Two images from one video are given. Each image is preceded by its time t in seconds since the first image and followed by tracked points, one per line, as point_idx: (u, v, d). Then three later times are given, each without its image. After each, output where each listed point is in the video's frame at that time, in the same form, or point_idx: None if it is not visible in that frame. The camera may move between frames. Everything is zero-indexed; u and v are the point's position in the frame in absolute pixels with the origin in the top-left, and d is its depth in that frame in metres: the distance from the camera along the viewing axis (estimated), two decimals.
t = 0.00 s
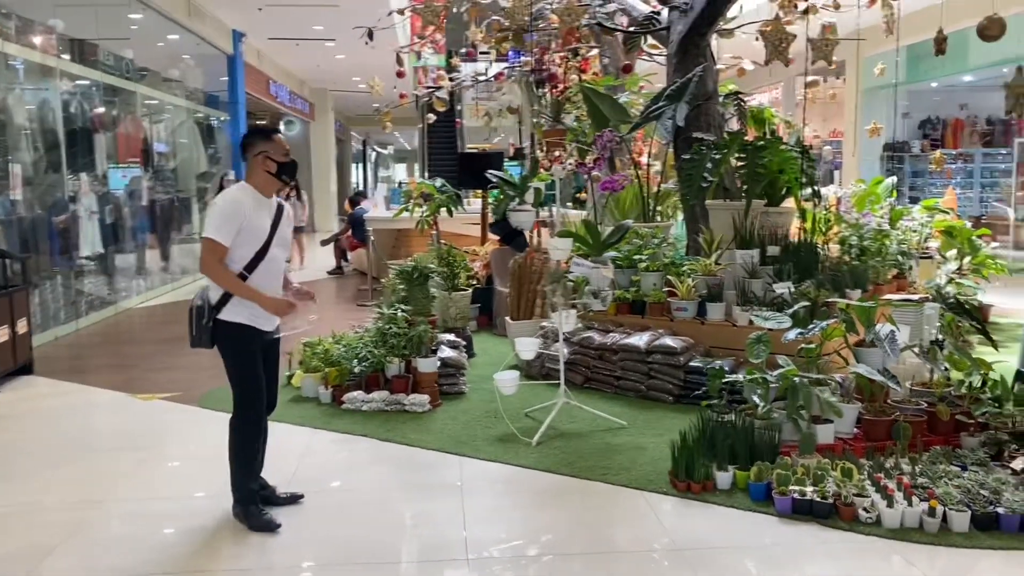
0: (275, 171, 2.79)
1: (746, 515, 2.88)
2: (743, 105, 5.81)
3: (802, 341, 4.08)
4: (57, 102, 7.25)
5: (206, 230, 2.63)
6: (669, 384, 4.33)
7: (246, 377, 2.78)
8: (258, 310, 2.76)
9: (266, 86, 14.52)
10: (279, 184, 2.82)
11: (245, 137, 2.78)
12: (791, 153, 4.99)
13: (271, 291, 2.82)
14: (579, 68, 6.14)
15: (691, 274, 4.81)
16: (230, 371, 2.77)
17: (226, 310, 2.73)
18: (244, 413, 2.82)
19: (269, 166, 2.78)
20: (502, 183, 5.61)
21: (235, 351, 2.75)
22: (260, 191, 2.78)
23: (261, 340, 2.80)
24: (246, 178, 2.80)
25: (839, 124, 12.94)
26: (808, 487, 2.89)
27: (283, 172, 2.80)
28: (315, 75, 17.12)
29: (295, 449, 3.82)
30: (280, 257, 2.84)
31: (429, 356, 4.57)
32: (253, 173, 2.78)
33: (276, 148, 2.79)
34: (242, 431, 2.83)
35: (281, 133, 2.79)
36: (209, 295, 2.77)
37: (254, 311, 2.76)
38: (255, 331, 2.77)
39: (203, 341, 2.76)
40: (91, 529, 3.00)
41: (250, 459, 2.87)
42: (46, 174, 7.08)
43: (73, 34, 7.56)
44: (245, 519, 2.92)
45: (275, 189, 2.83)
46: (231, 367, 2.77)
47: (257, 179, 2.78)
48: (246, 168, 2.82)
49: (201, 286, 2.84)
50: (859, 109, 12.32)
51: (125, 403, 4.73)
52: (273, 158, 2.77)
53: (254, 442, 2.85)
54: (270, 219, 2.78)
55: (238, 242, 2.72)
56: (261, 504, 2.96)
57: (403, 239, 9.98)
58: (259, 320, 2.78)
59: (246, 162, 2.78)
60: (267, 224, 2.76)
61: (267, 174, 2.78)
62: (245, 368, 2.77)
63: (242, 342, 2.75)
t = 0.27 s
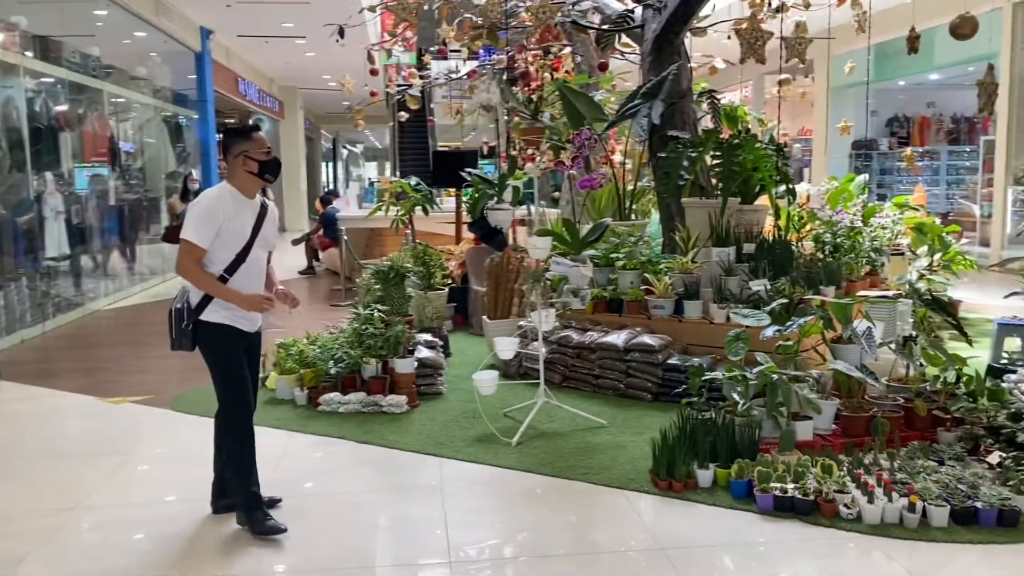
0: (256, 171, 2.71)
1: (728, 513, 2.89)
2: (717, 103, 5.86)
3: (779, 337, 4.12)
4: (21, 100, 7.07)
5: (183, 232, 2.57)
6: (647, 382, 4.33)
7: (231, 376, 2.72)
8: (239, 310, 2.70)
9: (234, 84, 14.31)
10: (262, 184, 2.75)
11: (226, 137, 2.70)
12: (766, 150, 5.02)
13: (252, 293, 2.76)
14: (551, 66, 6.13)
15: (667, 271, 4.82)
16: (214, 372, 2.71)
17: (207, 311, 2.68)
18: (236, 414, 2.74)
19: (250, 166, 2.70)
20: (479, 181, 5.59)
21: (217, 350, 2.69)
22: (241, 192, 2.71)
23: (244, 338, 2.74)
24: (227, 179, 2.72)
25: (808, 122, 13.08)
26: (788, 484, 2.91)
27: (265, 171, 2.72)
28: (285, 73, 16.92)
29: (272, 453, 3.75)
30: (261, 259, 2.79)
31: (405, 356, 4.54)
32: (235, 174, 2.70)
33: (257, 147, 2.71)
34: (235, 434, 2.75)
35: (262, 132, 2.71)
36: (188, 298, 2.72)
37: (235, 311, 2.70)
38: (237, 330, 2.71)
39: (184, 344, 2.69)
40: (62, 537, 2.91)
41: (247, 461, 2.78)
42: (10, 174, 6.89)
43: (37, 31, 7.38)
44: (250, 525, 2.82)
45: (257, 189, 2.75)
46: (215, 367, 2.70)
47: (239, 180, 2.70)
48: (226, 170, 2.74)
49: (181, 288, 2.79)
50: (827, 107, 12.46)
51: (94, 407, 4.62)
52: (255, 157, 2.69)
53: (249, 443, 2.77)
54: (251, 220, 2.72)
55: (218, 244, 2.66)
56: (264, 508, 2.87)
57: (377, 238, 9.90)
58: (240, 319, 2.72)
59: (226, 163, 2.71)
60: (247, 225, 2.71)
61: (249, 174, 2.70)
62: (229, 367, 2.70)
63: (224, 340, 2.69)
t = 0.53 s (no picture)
0: (242, 168, 2.65)
1: (712, 508, 2.90)
2: (695, 100, 5.89)
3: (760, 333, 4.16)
4: None
5: (169, 232, 2.53)
6: (628, 378, 4.34)
7: (224, 379, 2.66)
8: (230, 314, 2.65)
9: (208, 80, 14.13)
10: (250, 183, 2.70)
11: (211, 135, 2.66)
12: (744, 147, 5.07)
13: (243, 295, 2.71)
14: (529, 63, 6.13)
15: (648, 268, 4.83)
16: (206, 376, 2.66)
17: (197, 315, 2.63)
18: (231, 416, 2.69)
19: (236, 164, 2.65)
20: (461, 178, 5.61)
21: (208, 353, 2.64)
22: (228, 191, 2.66)
23: (237, 341, 2.68)
24: (213, 178, 2.67)
25: (783, 120, 13.21)
26: (771, 479, 2.93)
27: (251, 168, 2.66)
28: (259, 69, 16.75)
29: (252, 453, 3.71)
30: (252, 261, 2.73)
31: (386, 354, 4.51)
32: (221, 172, 2.65)
33: (241, 144, 2.66)
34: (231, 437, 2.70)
35: (246, 129, 2.66)
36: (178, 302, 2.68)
37: (226, 314, 2.64)
38: (228, 334, 2.65)
39: (176, 348, 2.65)
40: (37, 541, 2.86)
41: (246, 464, 2.73)
42: None
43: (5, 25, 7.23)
44: (252, 529, 2.77)
45: (245, 187, 2.69)
46: (207, 370, 2.65)
47: (224, 178, 2.65)
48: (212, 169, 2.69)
49: (172, 291, 2.74)
50: (802, 105, 12.59)
51: (68, 408, 4.54)
52: (241, 154, 2.64)
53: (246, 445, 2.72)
54: (239, 219, 2.67)
55: (206, 246, 2.62)
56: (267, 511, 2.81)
57: (354, 235, 9.83)
58: (231, 322, 2.66)
59: (211, 161, 2.66)
60: (236, 226, 2.66)
61: (234, 171, 2.64)
62: (221, 370, 2.65)
63: (215, 343, 2.64)
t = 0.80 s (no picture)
0: (230, 160, 2.60)
1: (697, 504, 2.91)
2: (676, 98, 5.91)
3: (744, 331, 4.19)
4: None
5: (161, 232, 2.47)
6: (612, 376, 4.35)
7: (223, 381, 2.62)
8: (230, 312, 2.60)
9: (186, 77, 13.97)
10: (241, 176, 2.65)
11: (196, 132, 2.62)
12: (726, 145, 5.09)
13: (240, 294, 2.66)
14: (510, 60, 6.11)
15: (631, 266, 4.83)
16: (206, 378, 2.61)
17: (198, 316, 2.57)
18: (226, 419, 2.65)
19: (223, 157, 2.60)
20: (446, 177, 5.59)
21: (209, 355, 2.59)
22: (218, 184, 2.61)
23: (238, 342, 2.64)
24: (202, 174, 2.63)
25: (762, 118, 13.31)
26: (755, 475, 2.94)
27: (239, 159, 2.61)
28: (238, 65, 16.60)
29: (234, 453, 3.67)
30: (248, 258, 2.68)
31: (369, 353, 4.48)
32: (209, 167, 2.61)
33: (227, 136, 2.61)
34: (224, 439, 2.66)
35: (229, 120, 2.62)
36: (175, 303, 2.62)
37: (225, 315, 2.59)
38: (232, 335, 2.61)
39: (176, 349, 2.60)
40: (15, 543, 2.81)
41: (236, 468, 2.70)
42: None
43: None
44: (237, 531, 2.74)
45: (235, 180, 2.65)
46: (205, 371, 2.61)
47: (213, 173, 2.61)
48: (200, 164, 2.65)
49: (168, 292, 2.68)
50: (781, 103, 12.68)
51: (44, 409, 4.46)
52: (227, 146, 2.60)
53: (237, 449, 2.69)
54: (232, 215, 2.62)
55: (200, 244, 2.56)
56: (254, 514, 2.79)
57: (335, 233, 9.78)
58: (232, 324, 2.61)
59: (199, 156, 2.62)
60: (230, 222, 2.61)
61: (222, 164, 2.60)
62: (220, 372, 2.61)
63: (217, 345, 2.60)
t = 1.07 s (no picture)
0: (220, 155, 2.56)
1: (686, 503, 2.91)
2: (661, 98, 5.91)
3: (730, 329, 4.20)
4: None
5: (156, 236, 2.44)
6: (599, 375, 4.34)
7: (220, 385, 2.58)
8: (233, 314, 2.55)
9: (168, 75, 13.83)
10: (233, 171, 2.62)
11: (181, 132, 2.59)
12: (712, 144, 5.11)
13: (241, 296, 2.61)
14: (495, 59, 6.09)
15: (618, 265, 4.83)
16: (203, 381, 2.58)
17: (198, 319, 2.54)
18: (220, 423, 2.61)
19: (212, 153, 2.56)
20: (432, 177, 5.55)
21: (206, 359, 2.55)
22: (211, 181, 2.58)
23: (239, 347, 2.59)
24: (194, 173, 2.60)
25: (745, 118, 13.36)
26: (743, 474, 2.95)
27: (229, 152, 2.57)
28: (220, 64, 16.46)
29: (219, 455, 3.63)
30: (248, 257, 2.65)
31: (355, 353, 4.45)
32: (201, 165, 2.57)
33: (213, 132, 2.57)
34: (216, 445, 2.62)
35: (212, 115, 2.58)
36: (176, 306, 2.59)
37: (225, 319, 2.55)
38: (232, 340, 2.56)
39: (176, 354, 2.56)
40: None
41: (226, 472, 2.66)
42: None
43: None
44: (223, 532, 2.72)
45: (229, 174, 2.61)
46: (201, 375, 2.57)
47: (205, 170, 2.57)
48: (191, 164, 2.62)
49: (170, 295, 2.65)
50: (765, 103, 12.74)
51: (24, 411, 4.39)
52: (214, 142, 2.56)
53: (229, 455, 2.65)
54: (227, 213, 2.58)
55: (196, 245, 2.53)
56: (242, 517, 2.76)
57: (319, 233, 9.72)
58: (231, 328, 2.56)
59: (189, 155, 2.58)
60: (226, 221, 2.58)
61: (212, 160, 2.56)
62: (216, 378, 2.57)
63: (215, 350, 2.55)
